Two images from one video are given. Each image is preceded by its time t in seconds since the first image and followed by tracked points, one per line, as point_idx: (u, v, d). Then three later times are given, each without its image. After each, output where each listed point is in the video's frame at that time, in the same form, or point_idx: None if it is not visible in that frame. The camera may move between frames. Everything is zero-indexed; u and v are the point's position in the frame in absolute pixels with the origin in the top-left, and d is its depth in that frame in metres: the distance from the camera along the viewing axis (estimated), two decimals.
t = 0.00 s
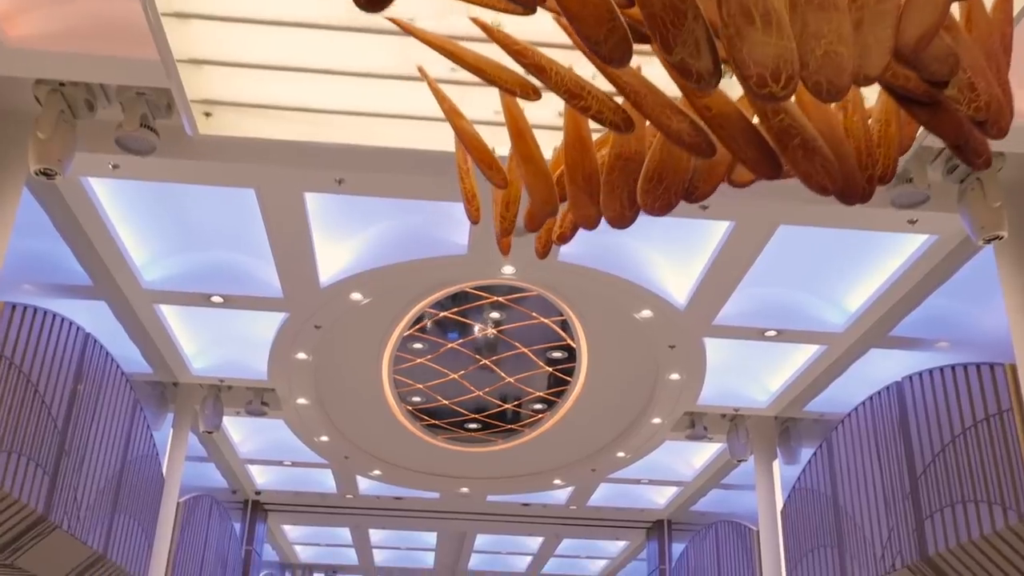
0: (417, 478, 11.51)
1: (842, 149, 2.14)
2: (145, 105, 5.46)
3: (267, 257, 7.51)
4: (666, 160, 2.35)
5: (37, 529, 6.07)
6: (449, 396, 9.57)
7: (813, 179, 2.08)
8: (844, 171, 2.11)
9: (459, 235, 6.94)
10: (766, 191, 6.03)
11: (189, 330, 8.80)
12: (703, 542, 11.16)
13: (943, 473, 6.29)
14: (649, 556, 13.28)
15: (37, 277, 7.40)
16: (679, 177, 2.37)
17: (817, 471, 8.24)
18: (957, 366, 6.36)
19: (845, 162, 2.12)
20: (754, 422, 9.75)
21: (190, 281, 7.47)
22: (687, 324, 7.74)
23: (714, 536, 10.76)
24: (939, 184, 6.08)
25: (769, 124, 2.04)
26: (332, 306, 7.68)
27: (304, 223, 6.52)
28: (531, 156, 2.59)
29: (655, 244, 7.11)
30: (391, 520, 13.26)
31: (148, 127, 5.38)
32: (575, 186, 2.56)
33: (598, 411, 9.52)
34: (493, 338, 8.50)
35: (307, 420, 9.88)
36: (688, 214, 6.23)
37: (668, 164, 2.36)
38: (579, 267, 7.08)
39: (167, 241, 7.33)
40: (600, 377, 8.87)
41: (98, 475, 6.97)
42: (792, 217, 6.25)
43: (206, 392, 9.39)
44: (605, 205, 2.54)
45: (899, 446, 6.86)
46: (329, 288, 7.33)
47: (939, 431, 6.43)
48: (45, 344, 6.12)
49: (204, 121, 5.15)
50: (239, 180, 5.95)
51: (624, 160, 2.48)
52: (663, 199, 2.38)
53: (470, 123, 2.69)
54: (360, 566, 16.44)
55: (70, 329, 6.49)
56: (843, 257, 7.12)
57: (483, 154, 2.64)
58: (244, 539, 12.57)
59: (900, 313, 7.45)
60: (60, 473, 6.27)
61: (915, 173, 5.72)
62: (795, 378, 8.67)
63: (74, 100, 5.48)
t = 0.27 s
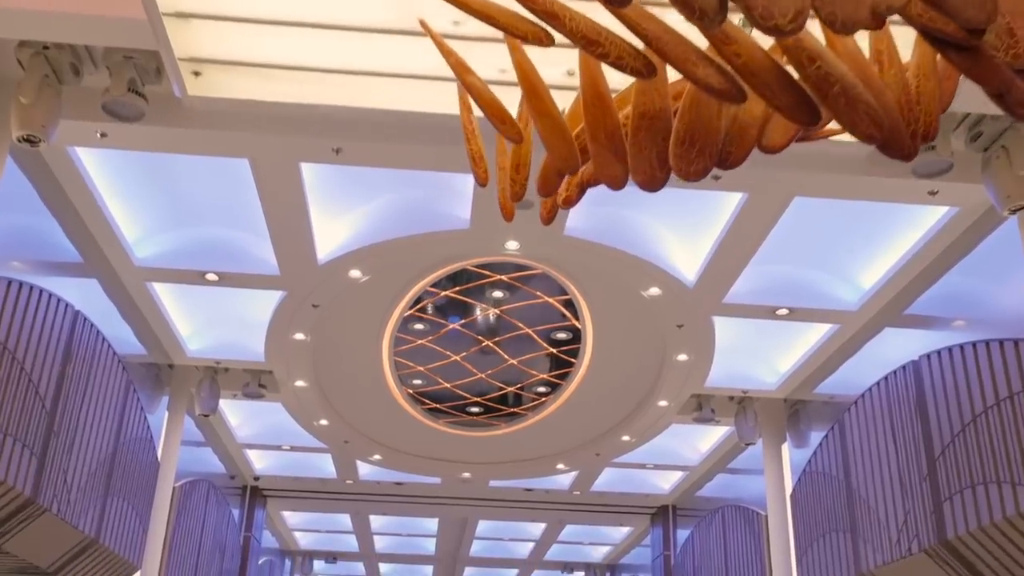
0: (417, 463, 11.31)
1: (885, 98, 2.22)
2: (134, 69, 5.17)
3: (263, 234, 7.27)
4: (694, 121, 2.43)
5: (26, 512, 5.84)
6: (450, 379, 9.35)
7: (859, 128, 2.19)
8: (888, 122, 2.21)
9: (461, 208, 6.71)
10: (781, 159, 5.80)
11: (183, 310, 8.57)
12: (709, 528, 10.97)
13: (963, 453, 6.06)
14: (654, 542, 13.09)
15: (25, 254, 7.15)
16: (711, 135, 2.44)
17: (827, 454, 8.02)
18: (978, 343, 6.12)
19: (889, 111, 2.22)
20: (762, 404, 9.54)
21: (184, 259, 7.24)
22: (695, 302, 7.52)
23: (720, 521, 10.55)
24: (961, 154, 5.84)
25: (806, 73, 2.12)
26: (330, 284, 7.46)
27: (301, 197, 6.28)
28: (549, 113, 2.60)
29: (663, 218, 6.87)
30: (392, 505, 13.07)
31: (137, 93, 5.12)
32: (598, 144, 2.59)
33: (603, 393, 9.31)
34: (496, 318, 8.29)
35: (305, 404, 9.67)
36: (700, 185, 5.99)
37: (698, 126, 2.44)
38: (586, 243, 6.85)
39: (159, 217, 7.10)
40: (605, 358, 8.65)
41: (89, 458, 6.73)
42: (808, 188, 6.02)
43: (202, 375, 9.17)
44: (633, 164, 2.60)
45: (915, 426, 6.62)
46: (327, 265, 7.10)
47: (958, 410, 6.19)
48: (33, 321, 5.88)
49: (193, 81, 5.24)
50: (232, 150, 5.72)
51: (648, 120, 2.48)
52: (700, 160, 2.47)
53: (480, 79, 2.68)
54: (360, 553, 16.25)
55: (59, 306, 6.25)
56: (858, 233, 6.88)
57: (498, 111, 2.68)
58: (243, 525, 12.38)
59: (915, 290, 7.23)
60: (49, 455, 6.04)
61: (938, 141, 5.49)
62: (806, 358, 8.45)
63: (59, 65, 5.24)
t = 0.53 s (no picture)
0: (419, 437, 11.13)
1: (944, 28, 1.88)
2: (121, 20, 4.69)
3: (260, 199, 7.04)
4: (731, 64, 2.18)
5: (15, 485, 5.65)
6: (452, 351, 9.14)
7: (914, 60, 1.85)
8: (943, 51, 1.85)
9: (464, 171, 6.47)
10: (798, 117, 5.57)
11: (179, 280, 8.35)
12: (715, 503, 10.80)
13: (985, 423, 5.83)
14: (658, 518, 12.95)
15: (13, 218, 6.90)
16: (750, 81, 2.21)
17: (839, 426, 7.82)
18: (1001, 309, 5.88)
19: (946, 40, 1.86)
20: (771, 377, 9.33)
21: (178, 224, 7.01)
22: (706, 269, 7.29)
23: (727, 496, 10.39)
24: (988, 110, 5.59)
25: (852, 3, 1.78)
26: (329, 251, 7.23)
27: (299, 158, 6.05)
28: (569, 54, 2.23)
29: (674, 182, 6.64)
30: (393, 481, 12.91)
31: (124, 44, 4.67)
32: (626, 88, 2.24)
33: (609, 365, 9.10)
34: (499, 288, 8.07)
35: (305, 377, 9.47)
36: (714, 145, 5.76)
37: (735, 70, 2.19)
38: (594, 207, 6.62)
39: (152, 182, 6.87)
40: (611, 329, 8.44)
41: (81, 429, 6.52)
42: (826, 147, 5.78)
43: (199, 346, 8.96)
44: (666, 111, 2.30)
45: (935, 397, 6.39)
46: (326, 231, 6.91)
47: (980, 378, 5.96)
48: (21, 286, 5.66)
49: (181, 26, 5.06)
50: (227, 107, 5.48)
51: (679, 62, 2.18)
52: (742, 108, 2.26)
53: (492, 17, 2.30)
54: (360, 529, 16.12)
55: (49, 271, 6.03)
56: (876, 198, 6.64)
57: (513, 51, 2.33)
58: (242, 501, 12.21)
59: (933, 257, 7.00)
60: (38, 425, 5.83)
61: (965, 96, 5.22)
62: (817, 329, 8.23)
63: (42, 15, 4.87)
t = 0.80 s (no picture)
0: (421, 401, 10.98)
1: None
2: None
3: (257, 152, 6.79)
4: None
5: (4, 445, 5.47)
6: (454, 312, 8.93)
7: None
8: None
9: (469, 121, 6.22)
10: (818, 62, 5.32)
11: (175, 238, 8.13)
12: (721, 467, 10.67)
13: (1006, 382, 5.57)
14: (662, 482, 12.86)
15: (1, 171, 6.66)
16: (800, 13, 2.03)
17: (852, 385, 7.63)
18: None
19: None
20: (781, 338, 9.14)
21: (173, 178, 6.78)
22: (716, 225, 7.07)
23: (733, 459, 10.24)
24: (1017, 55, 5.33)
25: None
26: (328, 206, 7.00)
27: (297, 107, 5.81)
28: None
29: (686, 133, 6.39)
30: (395, 445, 12.79)
31: None
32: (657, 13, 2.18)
33: (614, 326, 8.90)
34: (504, 246, 7.84)
35: (305, 338, 9.28)
36: (729, 92, 5.51)
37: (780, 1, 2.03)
38: (603, 159, 6.37)
39: (145, 133, 6.62)
40: (618, 288, 8.22)
41: (73, 389, 6.32)
42: (846, 95, 5.53)
43: (196, 307, 8.77)
44: (705, 40, 2.17)
45: (954, 354, 6.14)
46: (324, 185, 6.67)
47: (1001, 335, 5.69)
48: (9, 239, 5.42)
49: None
50: (220, 52, 5.23)
51: None
52: (792, 40, 2.08)
53: None
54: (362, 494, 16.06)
55: (37, 225, 5.78)
56: (896, 150, 6.40)
57: None
58: (242, 465, 12.09)
59: (952, 213, 6.77)
60: (27, 383, 5.61)
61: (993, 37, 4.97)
62: (829, 288, 8.02)
63: None
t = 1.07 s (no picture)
0: (421, 347, 10.82)
1: None
2: None
3: (249, 88, 6.50)
4: None
5: None
6: (455, 257, 8.71)
7: None
8: None
9: (470, 53, 5.92)
10: None
11: (167, 180, 7.89)
12: (726, 414, 10.54)
13: None
14: (665, 430, 12.78)
15: None
16: None
17: (863, 329, 7.44)
18: None
19: None
20: (789, 282, 8.94)
21: (162, 115, 6.50)
22: (727, 163, 6.82)
23: (738, 406, 10.11)
24: None
25: None
26: (323, 144, 6.74)
27: (289, 37, 5.51)
28: None
29: (698, 67, 6.10)
30: (396, 392, 12.69)
31: None
32: None
33: (620, 270, 8.70)
34: (507, 189, 7.58)
35: (303, 282, 9.07)
36: (746, 18, 5.22)
37: None
38: (610, 94, 6.09)
39: (132, 68, 6.33)
40: (624, 230, 8.00)
41: (62, 333, 6.11)
42: (869, 22, 5.24)
43: (191, 251, 8.56)
44: None
45: (974, 296, 5.91)
46: (320, 121, 6.39)
47: None
48: None
49: None
50: None
51: None
52: None
53: None
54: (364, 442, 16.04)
55: (20, 162, 5.51)
56: (918, 83, 6.11)
57: None
58: (242, 413, 11.99)
59: (973, 150, 6.51)
60: (14, 326, 5.40)
61: None
62: (842, 230, 7.80)
63: None
